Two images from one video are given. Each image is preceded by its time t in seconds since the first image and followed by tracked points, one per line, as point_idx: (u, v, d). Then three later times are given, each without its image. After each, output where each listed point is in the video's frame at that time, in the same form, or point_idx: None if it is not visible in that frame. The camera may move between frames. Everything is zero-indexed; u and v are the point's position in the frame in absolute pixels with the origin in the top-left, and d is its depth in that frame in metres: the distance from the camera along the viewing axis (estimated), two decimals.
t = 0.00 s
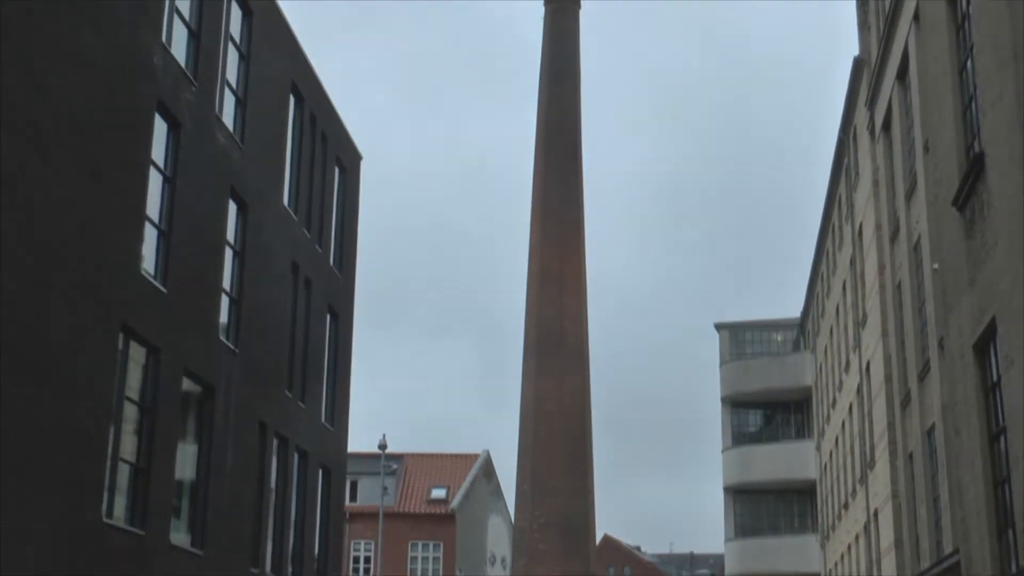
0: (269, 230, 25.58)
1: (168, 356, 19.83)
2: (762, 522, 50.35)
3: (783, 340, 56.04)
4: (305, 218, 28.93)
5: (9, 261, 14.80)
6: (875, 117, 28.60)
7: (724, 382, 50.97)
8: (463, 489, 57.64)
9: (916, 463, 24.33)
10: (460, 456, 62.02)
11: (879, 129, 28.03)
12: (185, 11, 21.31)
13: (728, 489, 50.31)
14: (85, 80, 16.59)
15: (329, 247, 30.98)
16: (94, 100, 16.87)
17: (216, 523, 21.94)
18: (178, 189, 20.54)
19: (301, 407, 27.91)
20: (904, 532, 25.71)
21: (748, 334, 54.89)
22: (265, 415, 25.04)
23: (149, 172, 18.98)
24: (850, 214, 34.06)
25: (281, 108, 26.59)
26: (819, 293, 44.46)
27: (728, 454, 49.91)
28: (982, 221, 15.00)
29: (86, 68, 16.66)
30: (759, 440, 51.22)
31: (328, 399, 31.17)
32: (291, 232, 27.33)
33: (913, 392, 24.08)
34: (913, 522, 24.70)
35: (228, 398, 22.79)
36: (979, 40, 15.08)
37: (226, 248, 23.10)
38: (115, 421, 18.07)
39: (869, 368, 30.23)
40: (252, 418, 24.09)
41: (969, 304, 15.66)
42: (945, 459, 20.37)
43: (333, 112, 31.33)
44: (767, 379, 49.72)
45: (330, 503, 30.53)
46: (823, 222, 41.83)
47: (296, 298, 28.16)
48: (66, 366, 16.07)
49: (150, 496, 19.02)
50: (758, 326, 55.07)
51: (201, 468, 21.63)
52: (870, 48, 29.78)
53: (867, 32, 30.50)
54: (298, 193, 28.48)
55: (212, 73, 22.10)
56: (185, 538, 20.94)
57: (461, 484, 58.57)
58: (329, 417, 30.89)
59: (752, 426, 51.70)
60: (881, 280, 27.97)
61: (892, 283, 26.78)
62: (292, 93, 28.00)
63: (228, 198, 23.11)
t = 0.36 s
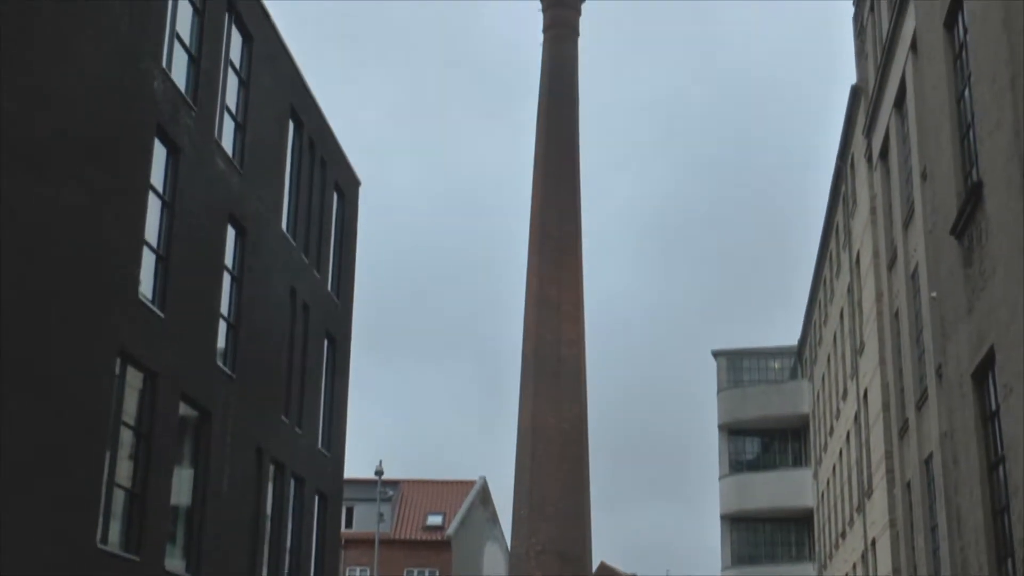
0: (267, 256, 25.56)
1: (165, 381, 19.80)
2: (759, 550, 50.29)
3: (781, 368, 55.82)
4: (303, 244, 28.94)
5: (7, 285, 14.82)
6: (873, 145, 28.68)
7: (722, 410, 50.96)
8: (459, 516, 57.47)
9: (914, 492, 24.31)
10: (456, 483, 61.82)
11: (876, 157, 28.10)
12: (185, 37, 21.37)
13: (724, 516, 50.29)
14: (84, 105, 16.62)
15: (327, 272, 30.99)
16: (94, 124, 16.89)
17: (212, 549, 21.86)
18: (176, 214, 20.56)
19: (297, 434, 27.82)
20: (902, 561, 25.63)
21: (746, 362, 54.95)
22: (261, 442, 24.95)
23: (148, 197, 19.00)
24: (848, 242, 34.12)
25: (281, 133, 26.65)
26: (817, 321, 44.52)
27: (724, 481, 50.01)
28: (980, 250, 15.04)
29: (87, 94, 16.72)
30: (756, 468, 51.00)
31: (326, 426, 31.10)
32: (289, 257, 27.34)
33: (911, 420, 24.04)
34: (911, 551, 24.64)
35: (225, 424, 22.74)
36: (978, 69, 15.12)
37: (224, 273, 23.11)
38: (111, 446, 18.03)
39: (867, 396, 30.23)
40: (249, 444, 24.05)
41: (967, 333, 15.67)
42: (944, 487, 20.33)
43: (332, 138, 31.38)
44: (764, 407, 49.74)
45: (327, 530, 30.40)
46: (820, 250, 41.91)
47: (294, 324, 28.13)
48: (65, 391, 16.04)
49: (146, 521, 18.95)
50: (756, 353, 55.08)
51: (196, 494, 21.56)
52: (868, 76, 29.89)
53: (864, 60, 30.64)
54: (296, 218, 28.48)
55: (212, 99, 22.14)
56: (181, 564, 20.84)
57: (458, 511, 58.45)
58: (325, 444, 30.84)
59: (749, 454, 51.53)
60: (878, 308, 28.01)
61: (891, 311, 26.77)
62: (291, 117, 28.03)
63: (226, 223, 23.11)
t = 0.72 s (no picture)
0: (265, 285, 25.57)
1: (162, 410, 19.74)
2: None
3: (778, 399, 55.44)
4: (301, 273, 28.99)
5: (10, 315, 14.75)
6: (869, 177, 28.81)
7: (721, 440, 51.07)
8: (454, 546, 57.60)
9: (912, 526, 24.23)
10: (453, 512, 61.61)
11: (873, 189, 28.22)
12: (185, 67, 21.46)
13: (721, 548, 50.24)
14: (84, 134, 16.65)
15: (324, 302, 31.06)
16: (94, 154, 16.90)
17: None
18: (174, 242, 20.57)
19: (294, 464, 27.73)
20: None
21: (742, 392, 55.05)
22: (257, 473, 24.86)
23: (145, 227, 19.02)
24: (845, 274, 34.15)
25: (280, 163, 26.77)
26: (814, 352, 44.57)
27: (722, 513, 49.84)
28: (978, 283, 15.10)
29: (88, 123, 16.76)
30: (752, 499, 51.32)
31: (321, 456, 31.01)
32: (287, 287, 27.34)
33: (909, 452, 23.99)
34: None
35: (221, 454, 22.65)
36: (974, 102, 15.21)
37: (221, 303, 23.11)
38: (107, 477, 17.95)
39: (864, 428, 30.21)
40: (245, 475, 23.96)
41: (966, 365, 15.66)
42: (943, 520, 20.28)
43: (331, 168, 31.53)
44: (762, 438, 49.78)
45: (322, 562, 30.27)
46: (817, 282, 42.05)
47: (292, 354, 28.13)
48: (66, 420, 15.96)
49: (141, 550, 18.85)
50: (751, 384, 55.07)
51: (192, 524, 21.44)
52: (864, 109, 30.06)
53: (861, 93, 30.82)
54: (294, 247, 28.54)
55: (211, 128, 22.22)
56: None
57: (454, 541, 58.61)
58: (321, 475, 30.74)
59: (746, 485, 51.88)
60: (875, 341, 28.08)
61: (888, 343, 26.80)
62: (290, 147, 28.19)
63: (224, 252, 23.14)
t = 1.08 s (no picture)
0: (264, 314, 25.63)
1: (160, 438, 19.75)
2: None
3: (778, 428, 55.53)
4: (301, 300, 29.06)
5: (10, 341, 14.78)
6: (868, 207, 28.93)
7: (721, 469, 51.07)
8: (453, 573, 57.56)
9: (912, 555, 24.21)
10: (452, 540, 61.42)
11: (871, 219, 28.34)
12: (186, 96, 21.60)
13: None
14: (85, 161, 16.74)
15: (324, 330, 31.13)
16: (94, 180, 16.96)
17: None
18: (173, 269, 20.63)
19: (293, 492, 27.72)
20: None
21: (741, 421, 55.07)
22: (256, 501, 24.84)
23: (145, 254, 19.09)
24: (844, 303, 34.24)
25: (280, 192, 26.89)
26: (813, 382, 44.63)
27: (722, 542, 49.81)
28: (977, 312, 15.17)
29: (89, 151, 16.85)
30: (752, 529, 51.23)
31: (320, 485, 30.96)
32: (286, 315, 27.38)
33: (908, 482, 24.00)
34: None
35: (220, 481, 22.63)
36: (972, 134, 15.33)
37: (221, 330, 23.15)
38: (105, 505, 17.92)
39: (863, 458, 30.21)
40: (244, 503, 23.94)
41: (965, 395, 15.69)
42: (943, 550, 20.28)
43: (331, 197, 31.67)
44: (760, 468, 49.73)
45: None
46: (816, 311, 42.14)
47: (291, 382, 28.16)
48: (65, 449, 15.96)
49: None
50: (751, 413, 55.05)
51: (190, 552, 21.39)
52: (862, 139, 30.23)
53: (860, 123, 30.97)
54: (294, 275, 28.62)
55: (212, 157, 22.33)
56: None
57: (453, 568, 58.55)
58: (320, 502, 30.70)
59: (746, 514, 51.79)
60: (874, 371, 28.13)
61: (888, 373, 26.87)
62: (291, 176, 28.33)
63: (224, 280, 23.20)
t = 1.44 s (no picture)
0: (261, 297, 25.61)
1: (157, 422, 19.73)
2: None
3: (774, 411, 55.64)
4: (298, 283, 29.00)
5: (9, 327, 14.77)
6: (866, 191, 28.88)
7: (718, 452, 51.12)
8: (450, 555, 57.55)
9: (908, 538, 24.27)
10: (449, 522, 61.45)
11: (870, 203, 28.31)
12: (183, 79, 21.52)
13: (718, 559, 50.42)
14: (84, 146, 16.68)
15: (321, 313, 31.09)
16: (91, 165, 16.88)
17: None
18: (171, 253, 20.59)
19: (290, 475, 27.73)
20: None
21: (738, 404, 55.10)
22: (253, 483, 24.84)
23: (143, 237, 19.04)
24: (841, 286, 34.25)
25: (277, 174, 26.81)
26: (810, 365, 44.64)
27: (719, 525, 49.91)
28: (975, 296, 15.15)
29: (87, 135, 16.80)
30: (748, 511, 51.32)
31: (318, 466, 30.97)
32: (283, 298, 27.36)
33: (904, 464, 24.05)
34: None
35: (218, 464, 22.64)
36: (972, 117, 15.27)
37: (218, 314, 23.13)
38: (103, 488, 17.93)
39: (860, 440, 30.26)
40: (241, 484, 23.95)
41: (963, 378, 15.69)
42: (938, 533, 20.31)
43: (329, 179, 31.58)
44: (757, 451, 49.78)
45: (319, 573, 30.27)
46: (814, 294, 42.12)
47: (288, 364, 28.15)
48: (64, 434, 15.93)
49: (136, 562, 18.85)
50: (748, 396, 55.05)
51: (188, 534, 21.43)
52: (861, 122, 30.18)
53: (858, 106, 30.89)
54: (291, 257, 28.56)
55: (209, 140, 22.26)
56: None
57: (450, 550, 58.51)
58: (318, 484, 30.72)
59: (743, 497, 51.88)
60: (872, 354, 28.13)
61: (885, 356, 26.88)
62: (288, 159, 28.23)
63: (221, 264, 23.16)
